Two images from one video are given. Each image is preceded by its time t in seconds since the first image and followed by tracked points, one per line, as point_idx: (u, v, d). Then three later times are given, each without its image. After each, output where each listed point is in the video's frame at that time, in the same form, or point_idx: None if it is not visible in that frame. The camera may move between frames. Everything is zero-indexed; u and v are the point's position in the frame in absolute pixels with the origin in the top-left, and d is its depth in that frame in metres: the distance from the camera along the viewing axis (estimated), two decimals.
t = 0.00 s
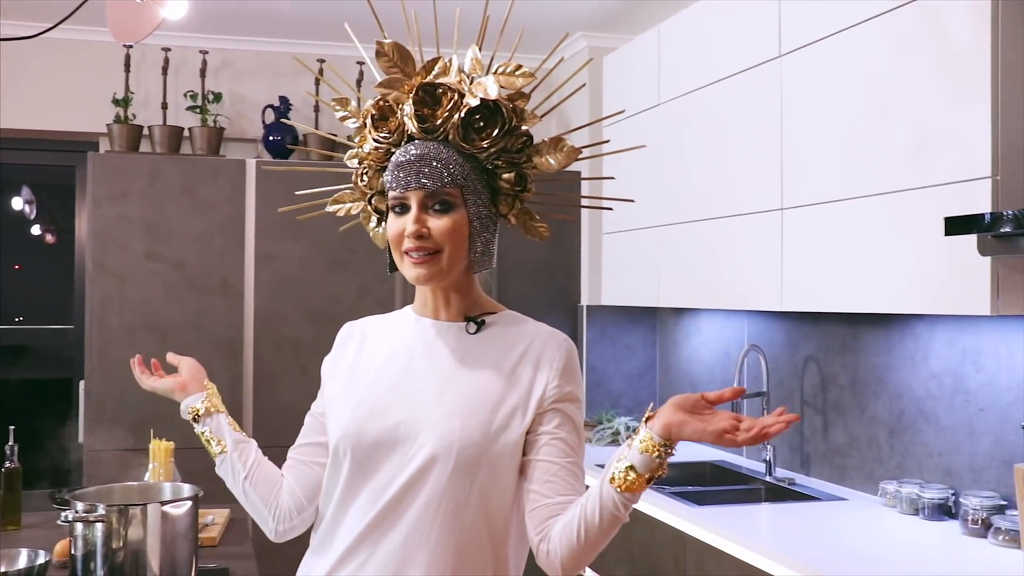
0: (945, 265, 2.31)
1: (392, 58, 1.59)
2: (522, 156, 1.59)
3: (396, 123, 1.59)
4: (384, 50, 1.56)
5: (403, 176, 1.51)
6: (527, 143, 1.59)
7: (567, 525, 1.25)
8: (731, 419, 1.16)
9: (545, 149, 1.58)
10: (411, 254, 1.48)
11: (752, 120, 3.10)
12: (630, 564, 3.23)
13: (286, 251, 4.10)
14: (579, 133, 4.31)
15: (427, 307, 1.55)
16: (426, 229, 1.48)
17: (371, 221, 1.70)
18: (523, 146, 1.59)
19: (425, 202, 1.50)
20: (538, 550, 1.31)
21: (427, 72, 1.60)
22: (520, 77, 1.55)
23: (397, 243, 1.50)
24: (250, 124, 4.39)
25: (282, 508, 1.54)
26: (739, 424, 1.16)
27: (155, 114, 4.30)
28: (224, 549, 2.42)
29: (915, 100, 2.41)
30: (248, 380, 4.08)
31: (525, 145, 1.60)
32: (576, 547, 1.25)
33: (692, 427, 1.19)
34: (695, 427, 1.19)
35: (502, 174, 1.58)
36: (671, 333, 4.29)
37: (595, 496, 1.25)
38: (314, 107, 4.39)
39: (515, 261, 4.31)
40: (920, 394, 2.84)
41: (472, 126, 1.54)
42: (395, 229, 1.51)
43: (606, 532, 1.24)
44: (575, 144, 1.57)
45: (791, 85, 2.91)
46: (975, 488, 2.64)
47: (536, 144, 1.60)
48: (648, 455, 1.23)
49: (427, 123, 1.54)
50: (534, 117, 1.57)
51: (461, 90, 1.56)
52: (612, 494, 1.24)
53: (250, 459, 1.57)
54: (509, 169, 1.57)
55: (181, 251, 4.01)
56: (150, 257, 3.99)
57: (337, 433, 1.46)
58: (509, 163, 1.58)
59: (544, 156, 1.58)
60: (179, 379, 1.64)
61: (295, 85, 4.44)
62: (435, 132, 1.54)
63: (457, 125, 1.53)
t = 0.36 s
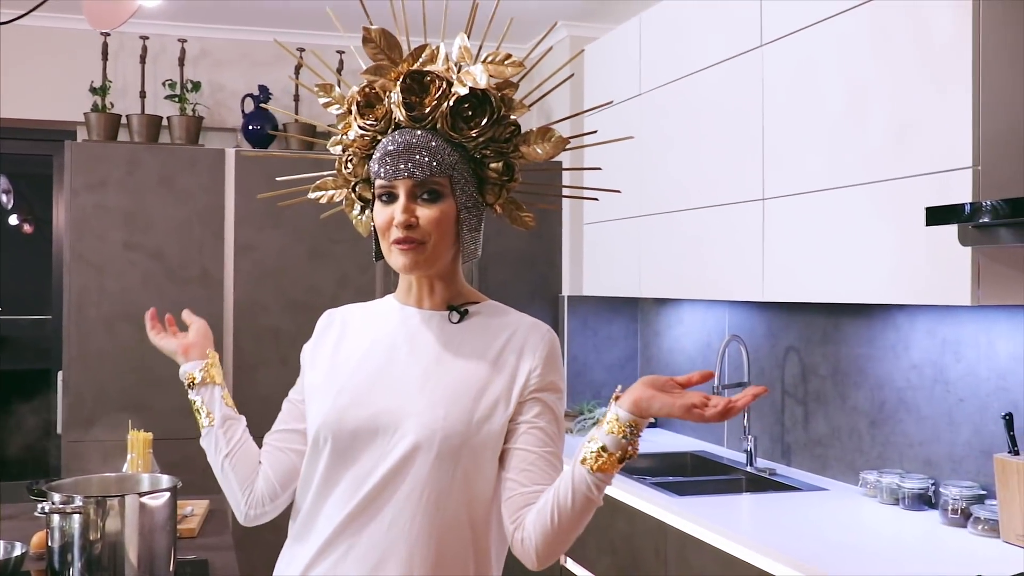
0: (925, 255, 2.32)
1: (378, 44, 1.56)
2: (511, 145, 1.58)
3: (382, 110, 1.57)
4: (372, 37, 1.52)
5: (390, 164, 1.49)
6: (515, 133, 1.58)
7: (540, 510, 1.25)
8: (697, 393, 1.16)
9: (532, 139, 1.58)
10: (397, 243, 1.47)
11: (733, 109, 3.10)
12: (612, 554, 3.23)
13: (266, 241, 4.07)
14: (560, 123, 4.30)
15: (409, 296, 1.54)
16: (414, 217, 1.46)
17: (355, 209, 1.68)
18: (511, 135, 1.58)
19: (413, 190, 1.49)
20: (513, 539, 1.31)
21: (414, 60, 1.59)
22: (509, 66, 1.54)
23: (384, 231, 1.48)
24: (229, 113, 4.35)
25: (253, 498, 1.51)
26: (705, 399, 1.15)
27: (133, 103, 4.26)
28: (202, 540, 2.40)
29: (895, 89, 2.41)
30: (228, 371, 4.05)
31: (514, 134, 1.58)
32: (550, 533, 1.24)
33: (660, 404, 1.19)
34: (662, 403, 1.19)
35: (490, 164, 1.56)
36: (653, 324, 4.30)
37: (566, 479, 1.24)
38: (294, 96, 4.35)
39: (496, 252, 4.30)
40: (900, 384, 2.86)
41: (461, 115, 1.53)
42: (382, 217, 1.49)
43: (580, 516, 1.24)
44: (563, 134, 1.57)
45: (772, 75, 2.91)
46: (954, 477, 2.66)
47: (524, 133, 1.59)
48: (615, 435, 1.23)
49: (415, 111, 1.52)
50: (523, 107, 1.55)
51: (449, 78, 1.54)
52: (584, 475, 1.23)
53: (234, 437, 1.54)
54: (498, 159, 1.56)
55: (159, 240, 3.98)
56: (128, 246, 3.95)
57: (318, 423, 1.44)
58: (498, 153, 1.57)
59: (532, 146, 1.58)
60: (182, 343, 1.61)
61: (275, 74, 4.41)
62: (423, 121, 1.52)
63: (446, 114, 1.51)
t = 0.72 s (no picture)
0: (926, 248, 2.31)
1: (379, 28, 1.53)
2: (512, 135, 1.57)
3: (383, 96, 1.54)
4: (373, 21, 1.50)
5: (390, 151, 1.48)
6: (517, 122, 1.56)
7: (521, 502, 1.25)
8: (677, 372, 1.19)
9: (534, 128, 1.56)
10: (396, 231, 1.46)
11: (734, 100, 3.08)
12: (610, 546, 3.23)
13: (263, 231, 4.05)
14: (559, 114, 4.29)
15: (404, 284, 1.52)
16: (416, 206, 1.45)
17: (350, 193, 1.67)
18: (513, 124, 1.56)
19: (414, 178, 1.47)
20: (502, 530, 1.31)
21: (416, 45, 1.54)
22: (513, 55, 1.50)
23: (382, 218, 1.47)
24: (228, 102, 4.33)
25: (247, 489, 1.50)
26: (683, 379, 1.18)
27: (131, 91, 4.23)
28: (200, 530, 2.39)
29: (897, 80, 2.40)
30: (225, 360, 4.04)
31: (516, 123, 1.56)
32: (533, 524, 1.25)
33: (638, 387, 1.21)
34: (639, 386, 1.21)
35: (491, 153, 1.56)
36: (651, 316, 4.29)
37: (548, 468, 1.25)
38: (292, 85, 4.33)
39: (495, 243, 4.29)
40: (900, 376, 2.85)
41: (463, 103, 1.51)
42: (380, 204, 1.47)
43: (561, 505, 1.24)
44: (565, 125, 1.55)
45: (773, 66, 2.89)
46: (954, 471, 2.65)
47: (526, 123, 1.57)
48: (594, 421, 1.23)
49: (416, 98, 1.50)
50: (525, 96, 1.52)
51: (451, 66, 1.51)
52: (564, 464, 1.23)
53: (237, 426, 1.53)
54: (499, 148, 1.55)
55: (157, 229, 3.96)
56: (125, 235, 3.93)
57: (312, 414, 1.42)
58: (499, 142, 1.56)
59: (532, 136, 1.57)
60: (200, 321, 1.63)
61: (273, 63, 4.38)
62: (425, 108, 1.50)
63: (448, 101, 1.49)
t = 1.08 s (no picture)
0: (932, 248, 2.30)
1: (383, 23, 1.53)
2: (514, 133, 1.57)
3: (385, 92, 1.52)
4: (378, 14, 1.50)
5: (393, 147, 1.47)
6: (520, 120, 1.56)
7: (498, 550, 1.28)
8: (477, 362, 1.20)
9: (535, 126, 1.58)
10: (400, 228, 1.45)
11: (737, 100, 3.08)
12: (611, 545, 3.22)
13: (265, 228, 4.04)
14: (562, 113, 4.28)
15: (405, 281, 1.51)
16: (421, 202, 1.44)
17: (348, 188, 1.66)
18: (515, 122, 1.56)
19: (419, 174, 1.46)
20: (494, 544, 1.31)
21: (419, 40, 1.54)
22: (518, 52, 1.50)
23: (384, 214, 1.46)
24: (230, 99, 4.32)
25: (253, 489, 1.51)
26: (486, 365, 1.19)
27: (133, 87, 4.23)
28: (201, 528, 2.38)
29: (902, 80, 2.39)
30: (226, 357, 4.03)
31: (518, 121, 1.56)
32: (514, 545, 1.27)
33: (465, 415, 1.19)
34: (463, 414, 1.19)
35: (494, 151, 1.55)
36: (653, 316, 4.28)
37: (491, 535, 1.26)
38: (294, 83, 4.33)
39: (497, 241, 4.28)
40: (904, 377, 2.84)
41: (467, 100, 1.51)
42: (384, 199, 1.47)
43: (527, 529, 1.27)
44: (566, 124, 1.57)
45: (776, 65, 2.88)
46: (957, 472, 2.64)
47: (528, 120, 1.57)
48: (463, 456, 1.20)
49: (420, 94, 1.49)
50: (529, 94, 1.53)
51: (455, 62, 1.51)
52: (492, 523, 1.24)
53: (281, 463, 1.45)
54: (503, 146, 1.55)
55: (158, 226, 3.96)
56: (127, 232, 3.93)
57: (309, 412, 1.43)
58: (502, 140, 1.55)
59: (534, 134, 1.58)
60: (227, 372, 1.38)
61: (276, 60, 4.37)
62: (429, 105, 1.48)
63: (452, 98, 1.48)
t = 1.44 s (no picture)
0: (935, 251, 2.30)
1: (378, 23, 1.55)
2: (508, 133, 1.55)
3: (380, 91, 1.52)
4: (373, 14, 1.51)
5: (384, 147, 1.46)
6: (514, 119, 1.55)
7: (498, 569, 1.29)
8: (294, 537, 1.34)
9: (530, 126, 1.57)
10: (391, 229, 1.45)
11: (740, 102, 3.08)
12: (613, 546, 3.22)
13: (268, 228, 4.04)
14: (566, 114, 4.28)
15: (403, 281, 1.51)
16: (409, 202, 1.44)
17: (347, 187, 1.66)
18: (510, 122, 1.55)
19: (408, 174, 1.45)
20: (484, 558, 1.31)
21: (414, 40, 1.55)
22: (511, 51, 1.51)
23: (376, 215, 1.46)
24: (234, 99, 4.32)
25: (274, 488, 1.53)
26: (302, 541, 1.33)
27: (137, 87, 4.23)
28: (203, 527, 2.38)
29: (908, 83, 2.39)
30: (228, 357, 4.03)
31: (512, 121, 1.56)
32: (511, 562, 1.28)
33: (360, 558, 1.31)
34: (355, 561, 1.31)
35: (488, 150, 1.54)
36: (656, 317, 4.28)
37: None
38: (298, 83, 4.33)
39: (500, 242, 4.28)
40: (907, 379, 2.84)
41: (460, 99, 1.50)
42: (376, 200, 1.47)
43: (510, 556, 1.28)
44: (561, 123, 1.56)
45: (781, 67, 2.88)
46: (960, 475, 2.64)
47: (522, 120, 1.57)
48: (403, 549, 1.30)
49: (413, 93, 1.49)
50: (522, 93, 1.53)
51: (449, 61, 1.51)
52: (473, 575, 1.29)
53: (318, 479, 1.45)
54: (496, 146, 1.54)
55: (161, 226, 3.96)
56: (130, 231, 3.93)
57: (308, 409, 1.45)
58: (496, 139, 1.54)
59: (529, 133, 1.57)
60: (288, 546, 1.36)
61: (279, 60, 4.37)
62: (421, 104, 1.48)
63: (445, 97, 1.48)
